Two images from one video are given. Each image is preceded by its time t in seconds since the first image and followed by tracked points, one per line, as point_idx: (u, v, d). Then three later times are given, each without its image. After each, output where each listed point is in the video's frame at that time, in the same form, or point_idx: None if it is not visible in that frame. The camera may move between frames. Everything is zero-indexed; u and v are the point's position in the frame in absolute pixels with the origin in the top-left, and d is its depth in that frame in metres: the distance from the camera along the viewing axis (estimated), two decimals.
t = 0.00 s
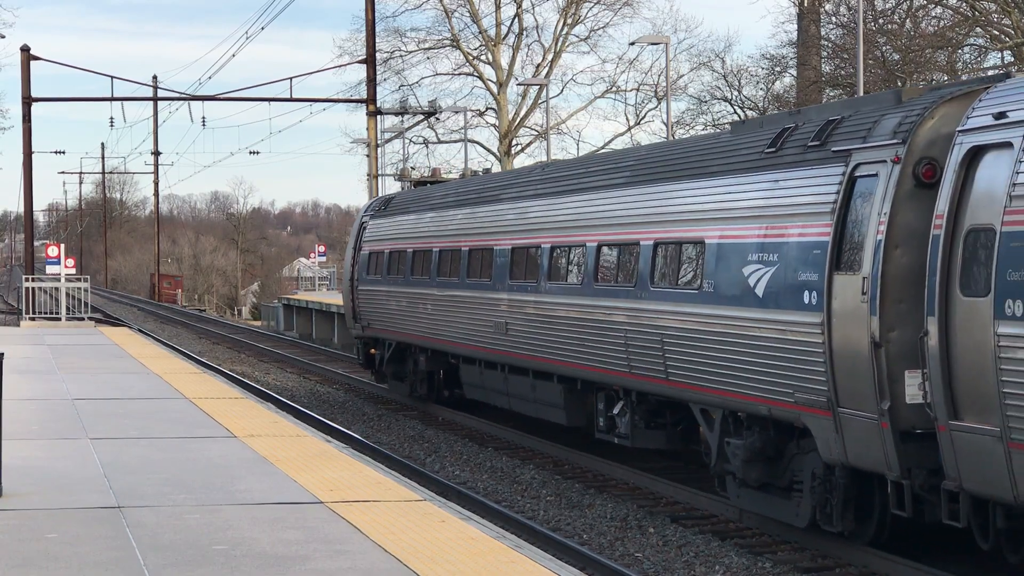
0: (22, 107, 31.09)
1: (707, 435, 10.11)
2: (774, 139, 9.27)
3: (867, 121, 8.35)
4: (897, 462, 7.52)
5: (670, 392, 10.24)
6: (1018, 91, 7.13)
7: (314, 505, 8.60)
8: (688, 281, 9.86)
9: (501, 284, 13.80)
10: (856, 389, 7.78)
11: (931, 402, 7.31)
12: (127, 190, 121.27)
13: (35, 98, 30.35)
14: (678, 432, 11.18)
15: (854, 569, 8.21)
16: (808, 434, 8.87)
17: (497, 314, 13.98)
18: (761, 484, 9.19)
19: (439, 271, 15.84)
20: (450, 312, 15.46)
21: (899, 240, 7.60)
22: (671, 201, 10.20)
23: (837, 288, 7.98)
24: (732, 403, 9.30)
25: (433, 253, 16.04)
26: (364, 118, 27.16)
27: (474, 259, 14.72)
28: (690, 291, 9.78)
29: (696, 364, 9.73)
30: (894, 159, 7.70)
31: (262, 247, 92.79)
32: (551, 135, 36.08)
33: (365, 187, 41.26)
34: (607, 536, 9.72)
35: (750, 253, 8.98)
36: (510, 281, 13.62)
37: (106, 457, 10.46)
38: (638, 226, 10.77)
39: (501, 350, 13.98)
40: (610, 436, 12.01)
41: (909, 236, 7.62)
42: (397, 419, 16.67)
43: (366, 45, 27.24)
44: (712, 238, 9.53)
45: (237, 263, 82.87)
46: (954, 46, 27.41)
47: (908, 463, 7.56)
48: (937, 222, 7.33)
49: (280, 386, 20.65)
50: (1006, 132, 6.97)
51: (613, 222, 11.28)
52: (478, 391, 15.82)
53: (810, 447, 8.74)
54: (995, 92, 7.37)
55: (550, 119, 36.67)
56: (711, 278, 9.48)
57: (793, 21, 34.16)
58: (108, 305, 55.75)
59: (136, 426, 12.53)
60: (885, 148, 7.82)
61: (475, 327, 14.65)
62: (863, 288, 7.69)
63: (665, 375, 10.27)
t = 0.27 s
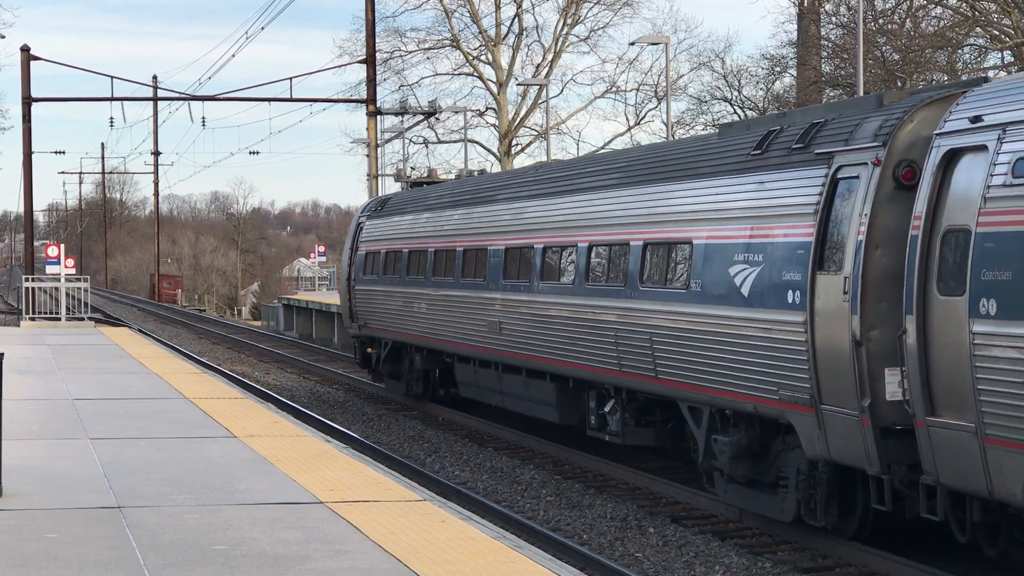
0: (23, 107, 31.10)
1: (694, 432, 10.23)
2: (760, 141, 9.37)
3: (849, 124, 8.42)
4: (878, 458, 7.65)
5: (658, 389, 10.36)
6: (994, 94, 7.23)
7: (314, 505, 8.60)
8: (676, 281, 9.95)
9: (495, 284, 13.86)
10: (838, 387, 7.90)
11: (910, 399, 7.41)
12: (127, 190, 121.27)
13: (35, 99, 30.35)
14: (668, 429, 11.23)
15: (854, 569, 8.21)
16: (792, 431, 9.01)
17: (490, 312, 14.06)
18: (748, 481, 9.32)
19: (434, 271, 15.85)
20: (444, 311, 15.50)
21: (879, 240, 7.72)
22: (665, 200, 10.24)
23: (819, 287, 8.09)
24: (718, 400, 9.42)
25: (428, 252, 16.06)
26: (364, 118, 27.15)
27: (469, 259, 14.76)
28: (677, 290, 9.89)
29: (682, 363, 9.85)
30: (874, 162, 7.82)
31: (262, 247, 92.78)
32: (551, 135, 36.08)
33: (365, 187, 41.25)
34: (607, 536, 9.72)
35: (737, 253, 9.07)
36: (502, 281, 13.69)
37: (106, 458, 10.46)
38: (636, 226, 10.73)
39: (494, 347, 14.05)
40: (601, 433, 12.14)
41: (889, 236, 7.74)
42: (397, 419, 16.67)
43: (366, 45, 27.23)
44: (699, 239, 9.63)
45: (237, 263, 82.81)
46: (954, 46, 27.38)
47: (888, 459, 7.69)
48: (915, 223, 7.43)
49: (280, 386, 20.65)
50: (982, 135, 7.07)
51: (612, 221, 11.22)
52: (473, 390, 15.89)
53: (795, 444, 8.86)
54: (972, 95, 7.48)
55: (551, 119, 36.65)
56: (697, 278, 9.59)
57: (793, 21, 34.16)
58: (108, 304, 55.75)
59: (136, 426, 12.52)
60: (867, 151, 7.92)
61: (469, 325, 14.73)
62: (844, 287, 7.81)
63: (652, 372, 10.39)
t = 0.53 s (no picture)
0: (23, 107, 31.10)
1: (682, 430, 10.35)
2: (746, 143, 9.47)
3: (832, 127, 8.52)
4: (858, 454, 7.75)
5: (647, 388, 10.48)
6: (970, 98, 7.35)
7: (314, 505, 8.61)
8: (664, 282, 10.07)
9: (487, 283, 13.94)
10: (819, 385, 8.03)
11: (888, 396, 7.53)
12: (128, 190, 121.24)
13: (35, 99, 30.35)
14: (659, 427, 11.29)
15: (854, 569, 8.21)
16: (777, 428, 9.13)
17: (482, 311, 14.15)
18: (734, 477, 9.47)
19: (428, 271, 15.89)
20: (439, 312, 15.54)
21: (859, 241, 7.85)
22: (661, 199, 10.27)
23: (802, 286, 8.22)
24: (705, 398, 9.54)
25: (422, 252, 16.10)
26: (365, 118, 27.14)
27: (463, 259, 14.82)
28: (665, 290, 10.02)
29: (671, 361, 9.97)
30: (854, 164, 7.95)
31: (262, 247, 92.76)
32: (550, 135, 36.06)
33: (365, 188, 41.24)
34: (607, 536, 9.72)
35: (723, 254, 9.19)
36: (495, 281, 13.76)
37: (106, 458, 10.47)
38: (635, 226, 10.68)
39: (486, 346, 14.14)
40: (593, 430, 12.20)
41: (868, 237, 7.88)
42: (397, 419, 16.67)
43: (366, 45, 27.22)
44: (686, 239, 9.75)
45: (237, 263, 82.82)
46: (954, 46, 27.37)
47: (869, 455, 7.79)
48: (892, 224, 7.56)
49: (280, 386, 20.65)
50: (959, 138, 7.18)
51: (612, 221, 11.15)
52: (467, 389, 15.86)
53: (780, 441, 8.98)
54: (948, 99, 7.61)
55: (550, 119, 36.65)
56: (685, 279, 9.72)
57: (793, 21, 34.18)
58: (108, 304, 55.77)
59: (136, 426, 12.53)
60: (848, 153, 8.05)
61: (464, 324, 14.75)
62: (825, 287, 7.94)
63: (642, 371, 10.51)
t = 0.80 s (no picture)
0: (23, 107, 31.11)
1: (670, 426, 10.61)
2: (730, 147, 9.73)
3: (813, 131, 8.80)
4: (838, 449, 8.01)
5: (636, 386, 10.75)
6: (948, 103, 7.60)
7: (314, 505, 8.62)
8: (651, 281, 10.35)
9: (482, 282, 14.20)
10: (801, 382, 8.28)
11: (866, 394, 7.81)
12: (128, 190, 121.20)
13: (35, 99, 30.34)
14: (648, 424, 11.57)
15: (854, 569, 8.21)
16: (761, 425, 9.40)
17: (477, 310, 14.41)
18: (720, 473, 9.74)
19: (424, 271, 16.14)
20: (435, 311, 15.77)
21: (838, 242, 8.11)
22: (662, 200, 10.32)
23: (784, 286, 8.48)
24: (692, 395, 9.79)
25: (418, 253, 16.36)
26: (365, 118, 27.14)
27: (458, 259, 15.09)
28: (653, 289, 10.28)
29: (659, 359, 10.23)
30: (834, 167, 8.21)
31: (262, 247, 92.61)
32: (549, 135, 36.05)
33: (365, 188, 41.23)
34: (607, 536, 9.73)
35: (708, 254, 9.50)
36: (489, 281, 14.03)
37: (106, 458, 10.48)
38: (639, 226, 10.67)
39: (480, 345, 14.39)
40: (583, 428, 12.35)
41: (848, 238, 8.14)
42: (397, 419, 16.68)
43: (366, 45, 27.22)
44: (674, 240, 10.04)
45: (237, 263, 82.81)
46: (954, 46, 27.36)
47: (848, 451, 8.05)
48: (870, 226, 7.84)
49: (280, 386, 20.67)
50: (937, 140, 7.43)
51: (616, 222, 11.13)
52: (462, 387, 15.99)
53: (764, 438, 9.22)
54: (926, 103, 7.87)
55: (550, 119, 36.64)
56: (672, 278, 9.99)
57: (793, 21, 34.17)
58: (108, 304, 55.73)
59: (136, 426, 12.54)
60: (829, 156, 8.32)
61: (461, 323, 14.89)
62: (806, 287, 8.19)
63: (632, 369, 10.79)
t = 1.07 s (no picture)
0: (23, 107, 31.11)
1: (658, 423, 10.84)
2: (716, 148, 9.94)
3: (795, 134, 9.00)
4: (818, 444, 8.21)
5: (625, 383, 11.02)
6: (922, 108, 7.79)
7: (314, 506, 8.61)
8: (639, 281, 10.59)
9: (475, 282, 14.51)
10: (783, 379, 8.48)
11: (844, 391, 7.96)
12: (128, 190, 121.21)
13: (35, 99, 30.33)
14: (637, 421, 11.83)
15: (854, 569, 8.21)
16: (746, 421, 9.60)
17: (471, 310, 14.70)
18: (706, 469, 9.94)
19: (419, 270, 16.47)
20: (430, 311, 16.10)
21: (819, 242, 8.31)
22: (665, 199, 10.30)
23: (767, 286, 8.69)
24: (679, 393, 10.03)
25: (412, 254, 16.68)
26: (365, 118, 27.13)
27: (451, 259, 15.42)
28: (640, 289, 10.54)
29: (647, 357, 10.49)
30: (815, 169, 8.39)
31: (262, 247, 92.59)
32: (550, 135, 36.05)
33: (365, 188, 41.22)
34: (607, 536, 9.72)
35: (694, 254, 9.71)
36: (483, 281, 14.30)
37: (106, 458, 10.48)
38: (640, 226, 10.66)
39: (475, 344, 14.68)
40: (575, 425, 12.64)
41: (828, 239, 8.34)
42: (397, 419, 16.68)
43: (367, 45, 27.21)
44: (661, 241, 10.26)
45: (237, 263, 82.80)
46: (954, 46, 27.34)
47: (827, 445, 8.25)
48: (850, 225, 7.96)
49: (280, 386, 20.66)
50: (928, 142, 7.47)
51: (618, 222, 11.09)
52: (457, 385, 16.32)
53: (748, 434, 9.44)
54: (902, 107, 8.05)
55: (550, 119, 36.63)
56: (659, 278, 10.24)
57: (793, 21, 34.18)
58: (108, 304, 55.71)
59: (136, 426, 12.54)
60: (809, 159, 8.51)
61: (454, 322, 15.28)
62: (788, 286, 8.40)
63: (621, 367, 11.06)
